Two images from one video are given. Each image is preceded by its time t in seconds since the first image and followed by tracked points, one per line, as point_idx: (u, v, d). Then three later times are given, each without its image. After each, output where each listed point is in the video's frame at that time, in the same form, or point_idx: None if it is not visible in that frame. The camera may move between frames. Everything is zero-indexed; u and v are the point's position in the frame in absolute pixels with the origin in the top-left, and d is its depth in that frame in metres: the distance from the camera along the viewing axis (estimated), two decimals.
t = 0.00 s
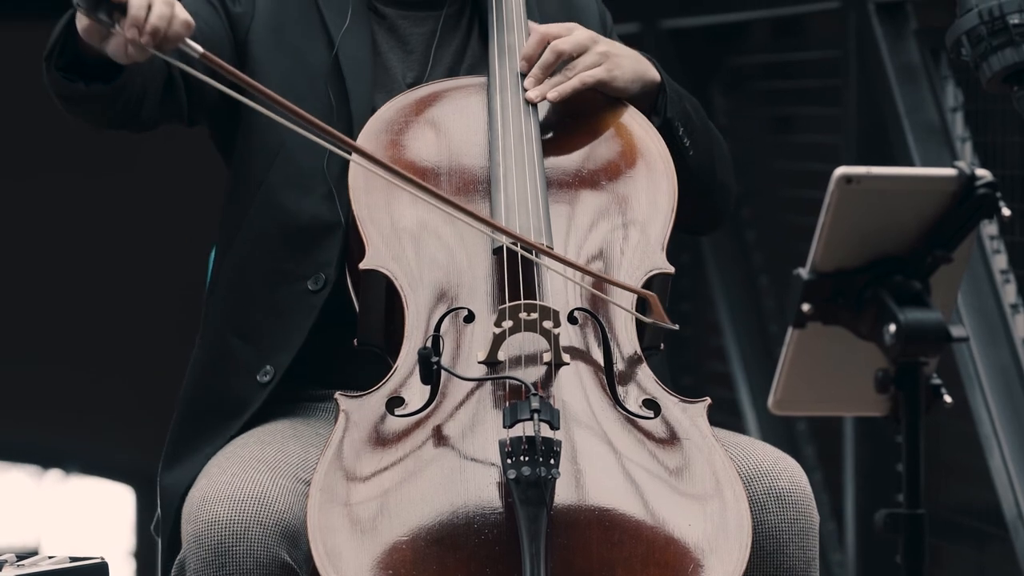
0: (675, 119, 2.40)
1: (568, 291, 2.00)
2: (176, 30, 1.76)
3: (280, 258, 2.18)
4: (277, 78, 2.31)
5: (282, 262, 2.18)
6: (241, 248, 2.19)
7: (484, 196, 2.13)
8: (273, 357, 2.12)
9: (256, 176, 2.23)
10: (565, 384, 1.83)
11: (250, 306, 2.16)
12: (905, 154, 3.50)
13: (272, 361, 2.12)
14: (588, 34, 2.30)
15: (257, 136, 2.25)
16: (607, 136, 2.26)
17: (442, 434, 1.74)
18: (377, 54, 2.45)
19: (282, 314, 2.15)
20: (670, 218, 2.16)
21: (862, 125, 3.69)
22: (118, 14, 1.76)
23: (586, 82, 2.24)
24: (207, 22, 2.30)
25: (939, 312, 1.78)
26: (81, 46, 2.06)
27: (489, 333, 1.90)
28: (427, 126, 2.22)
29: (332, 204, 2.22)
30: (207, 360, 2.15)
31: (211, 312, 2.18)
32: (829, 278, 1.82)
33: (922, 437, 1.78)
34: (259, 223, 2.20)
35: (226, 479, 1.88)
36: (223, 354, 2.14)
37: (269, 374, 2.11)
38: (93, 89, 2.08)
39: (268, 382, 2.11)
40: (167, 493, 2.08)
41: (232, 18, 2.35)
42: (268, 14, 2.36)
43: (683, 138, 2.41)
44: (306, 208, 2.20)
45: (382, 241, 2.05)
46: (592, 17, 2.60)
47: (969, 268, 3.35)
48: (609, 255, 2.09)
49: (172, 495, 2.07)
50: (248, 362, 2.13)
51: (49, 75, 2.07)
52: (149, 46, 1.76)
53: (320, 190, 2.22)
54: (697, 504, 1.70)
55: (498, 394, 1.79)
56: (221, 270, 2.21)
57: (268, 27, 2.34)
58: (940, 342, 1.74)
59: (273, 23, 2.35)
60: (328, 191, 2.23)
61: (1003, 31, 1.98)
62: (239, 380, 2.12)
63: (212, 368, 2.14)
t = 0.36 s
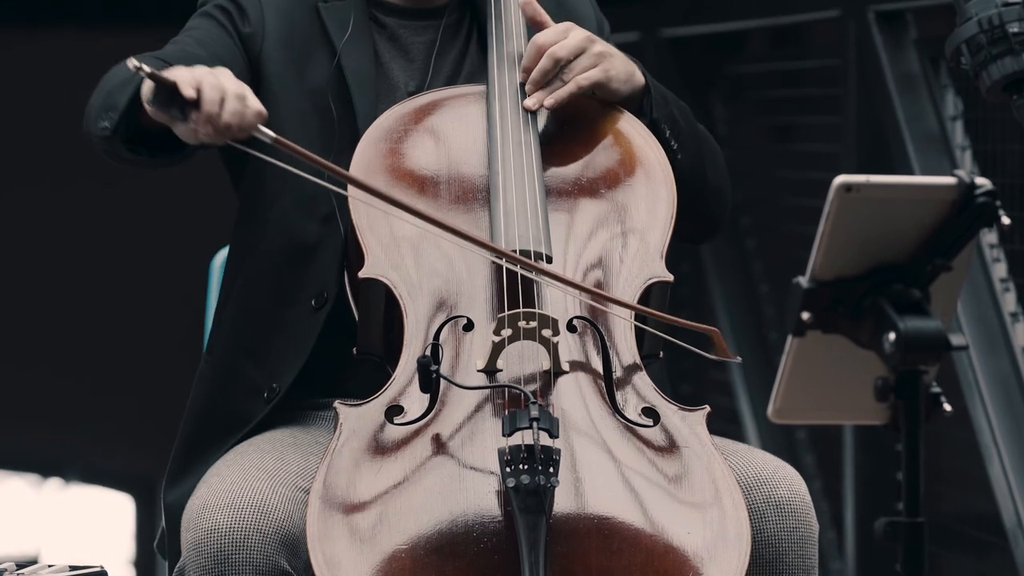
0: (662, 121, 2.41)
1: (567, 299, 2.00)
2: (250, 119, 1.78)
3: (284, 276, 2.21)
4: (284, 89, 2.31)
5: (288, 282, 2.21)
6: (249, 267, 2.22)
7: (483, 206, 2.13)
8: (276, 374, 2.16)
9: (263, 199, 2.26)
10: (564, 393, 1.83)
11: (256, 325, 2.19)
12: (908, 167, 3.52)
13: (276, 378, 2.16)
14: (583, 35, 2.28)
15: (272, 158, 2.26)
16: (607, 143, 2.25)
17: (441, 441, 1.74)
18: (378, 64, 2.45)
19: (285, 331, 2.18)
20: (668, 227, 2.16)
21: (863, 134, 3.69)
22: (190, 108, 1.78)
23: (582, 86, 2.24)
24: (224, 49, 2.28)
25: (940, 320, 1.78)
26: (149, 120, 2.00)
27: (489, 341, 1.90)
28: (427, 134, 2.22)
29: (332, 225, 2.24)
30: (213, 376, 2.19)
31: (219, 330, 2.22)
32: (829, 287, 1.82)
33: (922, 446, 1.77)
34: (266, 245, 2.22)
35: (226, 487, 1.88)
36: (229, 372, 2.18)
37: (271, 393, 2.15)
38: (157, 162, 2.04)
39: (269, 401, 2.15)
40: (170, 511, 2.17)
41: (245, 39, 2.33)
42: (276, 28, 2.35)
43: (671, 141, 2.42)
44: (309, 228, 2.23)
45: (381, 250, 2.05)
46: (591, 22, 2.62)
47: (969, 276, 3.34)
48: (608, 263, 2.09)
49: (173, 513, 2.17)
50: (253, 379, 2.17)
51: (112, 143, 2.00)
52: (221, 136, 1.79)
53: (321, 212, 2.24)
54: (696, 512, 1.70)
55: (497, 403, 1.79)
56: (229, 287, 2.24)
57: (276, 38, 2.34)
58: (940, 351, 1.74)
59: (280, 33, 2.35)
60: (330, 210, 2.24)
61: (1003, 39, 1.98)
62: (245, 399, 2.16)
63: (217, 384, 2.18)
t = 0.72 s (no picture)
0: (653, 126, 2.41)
1: (566, 311, 2.01)
2: (331, 174, 1.85)
3: (284, 293, 2.22)
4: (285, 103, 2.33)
5: (288, 296, 2.22)
6: (250, 284, 2.23)
7: (481, 217, 2.14)
8: (277, 388, 2.18)
9: (263, 215, 2.27)
10: (563, 405, 1.83)
11: (257, 342, 2.20)
12: (903, 177, 3.51)
13: (276, 392, 2.18)
14: (572, 38, 2.28)
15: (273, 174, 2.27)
16: (605, 155, 2.26)
17: (439, 453, 1.74)
18: (377, 75, 2.46)
19: (284, 346, 2.19)
20: (667, 238, 2.17)
21: (861, 146, 3.69)
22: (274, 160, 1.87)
23: (575, 88, 2.25)
24: (225, 71, 2.31)
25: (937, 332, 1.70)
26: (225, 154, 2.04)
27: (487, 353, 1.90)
28: (426, 146, 2.22)
29: (330, 240, 2.24)
30: (214, 392, 2.21)
31: (222, 344, 2.24)
32: (827, 298, 1.72)
33: (919, 457, 1.72)
34: (266, 266, 2.23)
35: (225, 499, 1.88)
36: (229, 387, 2.20)
37: (271, 407, 2.17)
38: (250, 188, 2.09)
39: (269, 415, 2.17)
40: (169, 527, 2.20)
41: (245, 58, 2.35)
42: (275, 42, 2.36)
43: (660, 145, 2.42)
44: (308, 243, 2.24)
45: (380, 261, 2.05)
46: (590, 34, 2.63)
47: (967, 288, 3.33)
48: (607, 275, 2.10)
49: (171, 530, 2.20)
50: (254, 395, 2.19)
51: (183, 171, 2.05)
52: (300, 192, 1.86)
53: (319, 228, 2.25)
54: (695, 524, 1.72)
55: (496, 414, 1.79)
56: (231, 302, 2.25)
57: (276, 53, 2.35)
58: (937, 362, 1.66)
59: (280, 48, 2.36)
60: (328, 226, 2.25)
61: (1000, 52, 1.99)
62: (246, 412, 2.19)
63: (217, 399, 2.20)
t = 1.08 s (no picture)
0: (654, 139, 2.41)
1: (566, 322, 2.01)
2: (394, 194, 1.89)
3: (283, 306, 2.22)
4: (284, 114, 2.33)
5: (288, 308, 2.22)
6: (251, 298, 2.24)
7: (482, 229, 2.15)
8: (277, 399, 2.19)
9: (264, 226, 2.27)
10: (564, 416, 1.84)
11: (258, 356, 2.21)
12: (902, 187, 3.51)
13: (276, 403, 2.19)
14: (576, 52, 2.28)
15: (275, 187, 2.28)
16: (605, 167, 2.26)
17: (440, 466, 1.76)
18: (377, 86, 2.47)
19: (286, 358, 2.20)
20: (667, 249, 2.17)
21: (860, 159, 3.69)
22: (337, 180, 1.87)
23: (576, 102, 2.25)
24: (226, 84, 2.32)
25: (937, 343, 1.70)
26: (287, 163, 2.07)
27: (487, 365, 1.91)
28: (426, 157, 2.21)
29: (329, 252, 2.24)
30: (214, 404, 2.22)
31: (223, 357, 2.24)
32: (828, 310, 1.71)
33: (920, 468, 1.72)
34: (265, 279, 2.23)
35: (224, 510, 1.88)
36: (229, 400, 2.21)
37: (271, 417, 2.18)
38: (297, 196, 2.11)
39: (269, 424, 2.18)
40: (169, 540, 2.21)
41: (245, 70, 2.35)
42: (275, 54, 2.37)
43: (662, 160, 2.42)
44: (305, 254, 2.24)
45: (380, 272, 2.05)
46: (591, 46, 2.64)
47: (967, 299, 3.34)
48: (607, 287, 2.11)
49: (172, 542, 2.21)
50: (255, 405, 2.20)
51: (235, 179, 2.07)
52: (364, 209, 1.89)
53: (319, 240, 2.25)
54: (695, 535, 1.72)
55: (496, 425, 1.80)
56: (232, 316, 2.26)
57: (277, 65, 2.36)
58: (938, 373, 1.67)
59: (280, 60, 2.37)
60: (328, 239, 2.25)
61: (1001, 63, 1.99)
62: (247, 423, 2.20)
63: (218, 411, 2.21)
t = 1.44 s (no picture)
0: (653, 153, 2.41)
1: (565, 335, 2.01)
2: (444, 220, 1.93)
3: (283, 320, 2.22)
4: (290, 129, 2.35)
5: (288, 322, 2.22)
6: (253, 313, 2.25)
7: (482, 241, 2.15)
8: (277, 411, 2.20)
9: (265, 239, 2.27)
10: (563, 427, 1.84)
11: (260, 371, 2.22)
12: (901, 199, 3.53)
13: (275, 414, 2.20)
14: (576, 66, 2.29)
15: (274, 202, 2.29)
16: (605, 180, 2.26)
17: (440, 478, 1.77)
18: (377, 98, 2.48)
19: (287, 372, 2.20)
20: (666, 263, 2.18)
21: (858, 172, 3.69)
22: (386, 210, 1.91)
23: (576, 116, 2.25)
24: (233, 102, 2.34)
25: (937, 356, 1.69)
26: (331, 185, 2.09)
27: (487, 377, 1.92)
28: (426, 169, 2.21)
29: (329, 261, 2.24)
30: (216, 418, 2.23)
31: (226, 372, 2.26)
32: (826, 321, 1.72)
33: (920, 480, 1.73)
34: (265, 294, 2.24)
35: (223, 522, 1.89)
36: (229, 415, 2.22)
37: (271, 428, 2.19)
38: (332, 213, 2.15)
39: (269, 434, 2.19)
40: (170, 552, 2.23)
41: (248, 88, 2.37)
42: (275, 68, 2.38)
43: (663, 174, 2.43)
44: (304, 267, 2.24)
45: (380, 283, 2.05)
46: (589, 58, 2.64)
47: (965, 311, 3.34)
48: (606, 298, 2.12)
49: (172, 554, 2.23)
50: (255, 417, 2.22)
51: (280, 205, 2.09)
52: (416, 236, 1.92)
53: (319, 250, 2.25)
54: (693, 547, 1.73)
55: (496, 437, 1.81)
56: (235, 329, 2.28)
57: (280, 79, 2.37)
58: (936, 385, 1.66)
59: (282, 75, 2.38)
60: (329, 250, 2.25)
61: (999, 76, 2.00)
62: (248, 435, 2.21)
63: (219, 424, 2.23)
